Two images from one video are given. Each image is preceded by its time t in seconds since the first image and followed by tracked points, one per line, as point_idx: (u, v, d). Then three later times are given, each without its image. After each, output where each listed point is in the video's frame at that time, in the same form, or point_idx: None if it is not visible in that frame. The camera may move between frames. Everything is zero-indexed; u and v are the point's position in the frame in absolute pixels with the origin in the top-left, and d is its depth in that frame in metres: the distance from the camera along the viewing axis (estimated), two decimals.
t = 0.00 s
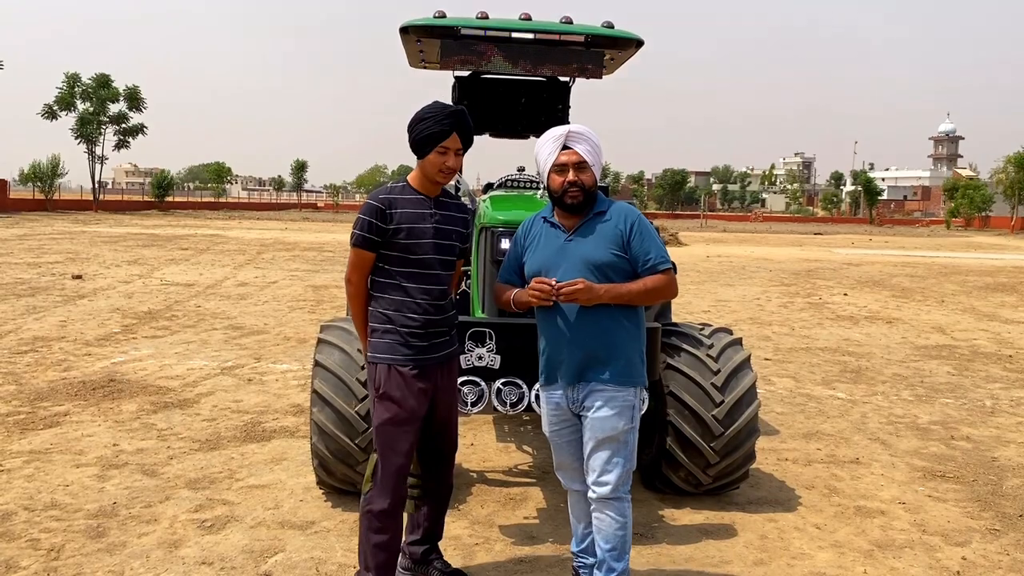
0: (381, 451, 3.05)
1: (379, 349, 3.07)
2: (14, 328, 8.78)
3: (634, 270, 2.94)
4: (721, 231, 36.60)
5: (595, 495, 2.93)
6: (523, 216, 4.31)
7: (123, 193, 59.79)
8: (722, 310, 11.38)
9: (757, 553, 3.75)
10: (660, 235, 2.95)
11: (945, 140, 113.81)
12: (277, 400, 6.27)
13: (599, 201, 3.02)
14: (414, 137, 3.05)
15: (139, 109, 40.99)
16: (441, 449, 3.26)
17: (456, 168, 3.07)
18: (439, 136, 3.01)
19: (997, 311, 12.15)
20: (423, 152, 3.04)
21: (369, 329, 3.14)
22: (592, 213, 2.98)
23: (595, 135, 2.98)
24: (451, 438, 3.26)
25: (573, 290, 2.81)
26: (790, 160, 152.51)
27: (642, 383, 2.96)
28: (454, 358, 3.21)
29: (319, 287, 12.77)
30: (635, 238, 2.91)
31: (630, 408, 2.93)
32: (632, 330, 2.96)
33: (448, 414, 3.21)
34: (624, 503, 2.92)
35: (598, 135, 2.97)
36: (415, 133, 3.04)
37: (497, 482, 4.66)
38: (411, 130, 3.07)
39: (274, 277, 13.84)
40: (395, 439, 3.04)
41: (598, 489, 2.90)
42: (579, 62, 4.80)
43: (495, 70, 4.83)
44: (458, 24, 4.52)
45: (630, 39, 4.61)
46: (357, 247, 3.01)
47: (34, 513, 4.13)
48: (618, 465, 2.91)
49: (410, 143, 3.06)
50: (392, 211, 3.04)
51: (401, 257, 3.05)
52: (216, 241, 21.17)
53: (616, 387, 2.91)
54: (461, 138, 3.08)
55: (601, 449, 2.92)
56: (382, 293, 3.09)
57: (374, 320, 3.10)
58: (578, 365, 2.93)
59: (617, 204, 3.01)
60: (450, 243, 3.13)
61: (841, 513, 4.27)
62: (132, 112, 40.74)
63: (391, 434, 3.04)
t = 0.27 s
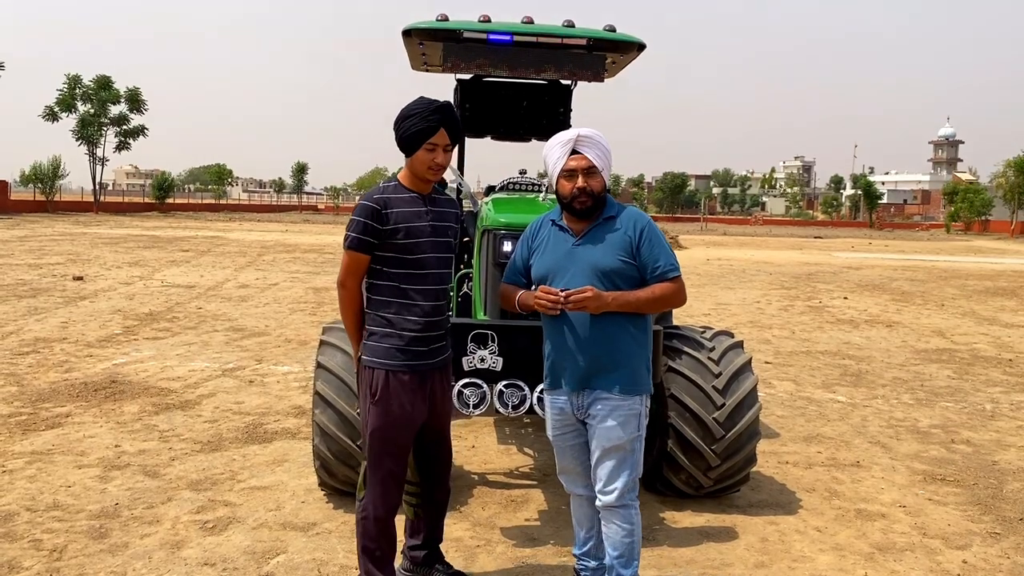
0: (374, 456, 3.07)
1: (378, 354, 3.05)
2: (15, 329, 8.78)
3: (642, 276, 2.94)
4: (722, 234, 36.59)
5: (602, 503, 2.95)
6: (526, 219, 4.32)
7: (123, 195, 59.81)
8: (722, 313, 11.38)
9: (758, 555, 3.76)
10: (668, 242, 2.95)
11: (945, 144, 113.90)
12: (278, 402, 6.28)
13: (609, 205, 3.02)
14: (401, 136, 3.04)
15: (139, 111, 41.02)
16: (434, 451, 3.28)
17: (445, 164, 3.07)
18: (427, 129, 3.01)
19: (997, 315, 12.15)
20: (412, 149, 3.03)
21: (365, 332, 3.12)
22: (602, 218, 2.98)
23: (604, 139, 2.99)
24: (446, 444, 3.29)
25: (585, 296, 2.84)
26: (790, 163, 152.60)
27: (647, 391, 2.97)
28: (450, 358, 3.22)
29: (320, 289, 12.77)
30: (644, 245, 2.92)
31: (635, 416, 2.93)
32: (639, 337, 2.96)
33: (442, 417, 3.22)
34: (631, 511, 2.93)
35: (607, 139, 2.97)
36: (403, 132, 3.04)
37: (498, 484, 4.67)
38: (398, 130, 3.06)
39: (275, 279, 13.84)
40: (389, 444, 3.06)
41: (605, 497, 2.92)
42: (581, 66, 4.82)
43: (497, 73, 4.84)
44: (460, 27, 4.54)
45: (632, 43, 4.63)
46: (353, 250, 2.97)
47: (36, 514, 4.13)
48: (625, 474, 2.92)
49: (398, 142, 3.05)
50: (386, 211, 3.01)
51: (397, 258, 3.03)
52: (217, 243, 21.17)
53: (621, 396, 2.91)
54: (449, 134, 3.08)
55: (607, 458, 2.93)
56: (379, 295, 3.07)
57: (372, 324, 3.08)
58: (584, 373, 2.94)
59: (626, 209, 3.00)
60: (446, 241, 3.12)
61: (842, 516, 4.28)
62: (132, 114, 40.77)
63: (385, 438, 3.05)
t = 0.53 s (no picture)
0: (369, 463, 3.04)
1: (374, 359, 3.02)
2: (15, 330, 8.79)
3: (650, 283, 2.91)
4: (721, 237, 36.60)
5: (603, 510, 2.96)
6: (528, 220, 4.33)
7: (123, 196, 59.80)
8: (722, 315, 11.39)
9: (758, 557, 3.76)
10: (679, 250, 2.89)
11: (944, 148, 114.02)
12: (279, 403, 6.28)
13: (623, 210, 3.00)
14: (386, 137, 3.02)
15: (139, 112, 41.03)
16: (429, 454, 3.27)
17: (434, 162, 3.06)
18: (412, 130, 2.99)
19: (997, 318, 12.16)
20: (397, 150, 3.01)
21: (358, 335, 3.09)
22: (613, 223, 2.97)
23: (613, 145, 2.96)
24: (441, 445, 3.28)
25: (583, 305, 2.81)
26: (790, 166, 152.71)
27: (651, 400, 2.94)
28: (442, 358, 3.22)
29: (319, 290, 12.78)
30: (652, 251, 2.88)
31: (636, 425, 2.92)
32: (644, 345, 2.93)
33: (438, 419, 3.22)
34: (631, 519, 2.94)
35: (614, 146, 2.93)
36: (388, 133, 3.02)
37: (499, 485, 4.67)
38: (383, 128, 3.04)
39: (275, 281, 13.84)
40: (384, 451, 3.04)
41: (605, 505, 2.93)
42: (582, 68, 4.83)
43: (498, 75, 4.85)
44: (461, 28, 4.55)
45: (632, 45, 4.65)
46: (343, 256, 2.93)
47: (37, 514, 4.13)
48: (625, 483, 2.92)
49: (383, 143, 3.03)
50: (376, 214, 2.96)
51: (389, 261, 3.00)
52: (217, 245, 21.18)
53: (622, 404, 2.90)
54: (437, 131, 3.07)
55: (607, 466, 2.94)
56: (372, 299, 3.03)
57: (365, 328, 3.05)
58: (587, 379, 2.94)
59: (639, 214, 2.98)
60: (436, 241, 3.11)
61: (842, 518, 4.28)
62: (132, 115, 40.78)
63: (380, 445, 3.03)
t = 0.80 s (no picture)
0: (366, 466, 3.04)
1: (375, 362, 3.02)
2: (15, 330, 8.79)
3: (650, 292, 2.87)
4: (721, 238, 36.61)
5: (606, 515, 2.98)
6: (528, 221, 4.33)
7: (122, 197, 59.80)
8: (722, 316, 11.40)
9: (758, 557, 3.77)
10: (679, 258, 2.80)
11: (944, 149, 114.09)
12: (279, 403, 6.28)
13: (629, 215, 2.97)
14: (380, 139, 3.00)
15: (139, 113, 41.06)
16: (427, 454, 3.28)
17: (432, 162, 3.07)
18: (408, 134, 2.98)
19: (996, 320, 12.17)
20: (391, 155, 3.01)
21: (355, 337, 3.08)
22: (617, 229, 2.95)
23: (605, 154, 2.92)
24: (439, 446, 3.28)
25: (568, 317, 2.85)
26: (790, 168, 152.79)
27: (651, 408, 2.89)
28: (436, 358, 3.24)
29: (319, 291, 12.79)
30: (648, 260, 2.83)
31: (635, 432, 2.89)
32: (644, 353, 2.89)
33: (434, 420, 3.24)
34: (633, 525, 2.94)
35: (602, 159, 2.90)
36: (382, 135, 3.00)
37: (499, 486, 4.67)
38: (381, 127, 3.00)
39: (275, 281, 13.85)
40: (383, 454, 3.04)
41: (607, 511, 2.95)
42: (582, 69, 4.84)
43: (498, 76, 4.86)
44: (462, 29, 4.56)
45: (633, 46, 4.66)
46: (341, 259, 2.92)
47: (37, 514, 4.14)
48: (625, 490, 2.91)
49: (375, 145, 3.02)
50: (373, 216, 2.94)
51: (386, 264, 2.99)
52: (217, 245, 21.18)
53: (619, 412, 2.89)
54: (435, 131, 3.07)
55: (608, 472, 2.94)
56: (369, 301, 3.02)
57: (363, 331, 3.04)
58: (587, 385, 2.97)
59: (644, 219, 2.92)
60: (429, 241, 3.11)
61: (842, 518, 4.28)
62: (132, 116, 40.79)
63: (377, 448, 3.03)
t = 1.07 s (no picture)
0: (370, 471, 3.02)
1: (380, 367, 3.01)
2: (14, 331, 8.78)
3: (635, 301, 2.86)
4: (721, 238, 36.59)
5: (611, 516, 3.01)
6: (526, 222, 4.31)
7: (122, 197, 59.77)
8: (721, 316, 11.40)
9: (757, 558, 3.76)
10: (658, 269, 2.75)
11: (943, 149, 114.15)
12: (277, 404, 6.28)
13: (620, 222, 2.95)
14: (395, 121, 2.95)
15: (138, 113, 41.03)
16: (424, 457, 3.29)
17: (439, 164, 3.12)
18: (425, 121, 2.98)
19: (995, 320, 12.17)
20: (404, 140, 2.97)
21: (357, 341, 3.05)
22: (608, 237, 2.95)
23: (581, 169, 2.91)
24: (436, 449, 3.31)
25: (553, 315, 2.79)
26: (789, 168, 152.82)
27: (641, 413, 2.88)
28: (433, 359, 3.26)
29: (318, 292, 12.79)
30: (629, 271, 2.81)
31: (628, 436, 2.90)
32: (631, 360, 2.88)
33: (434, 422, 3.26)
34: (635, 527, 2.94)
35: (581, 173, 2.90)
36: (397, 117, 2.96)
37: (497, 486, 4.67)
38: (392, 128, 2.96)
39: (274, 282, 13.84)
40: (389, 459, 3.03)
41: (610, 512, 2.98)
42: (581, 69, 4.84)
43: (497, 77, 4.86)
44: (460, 30, 4.56)
45: (631, 46, 4.66)
46: (345, 265, 2.89)
47: (34, 515, 4.13)
48: (623, 492, 2.92)
49: (389, 127, 2.96)
50: (376, 220, 2.92)
51: (389, 267, 2.97)
52: (216, 246, 21.18)
53: (612, 417, 2.91)
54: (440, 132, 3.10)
55: (607, 475, 2.97)
56: (372, 305, 3.01)
57: (367, 336, 3.02)
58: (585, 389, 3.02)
59: (632, 225, 2.87)
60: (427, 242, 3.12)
61: (841, 519, 4.28)
62: (132, 117, 40.78)
63: (383, 453, 3.02)
